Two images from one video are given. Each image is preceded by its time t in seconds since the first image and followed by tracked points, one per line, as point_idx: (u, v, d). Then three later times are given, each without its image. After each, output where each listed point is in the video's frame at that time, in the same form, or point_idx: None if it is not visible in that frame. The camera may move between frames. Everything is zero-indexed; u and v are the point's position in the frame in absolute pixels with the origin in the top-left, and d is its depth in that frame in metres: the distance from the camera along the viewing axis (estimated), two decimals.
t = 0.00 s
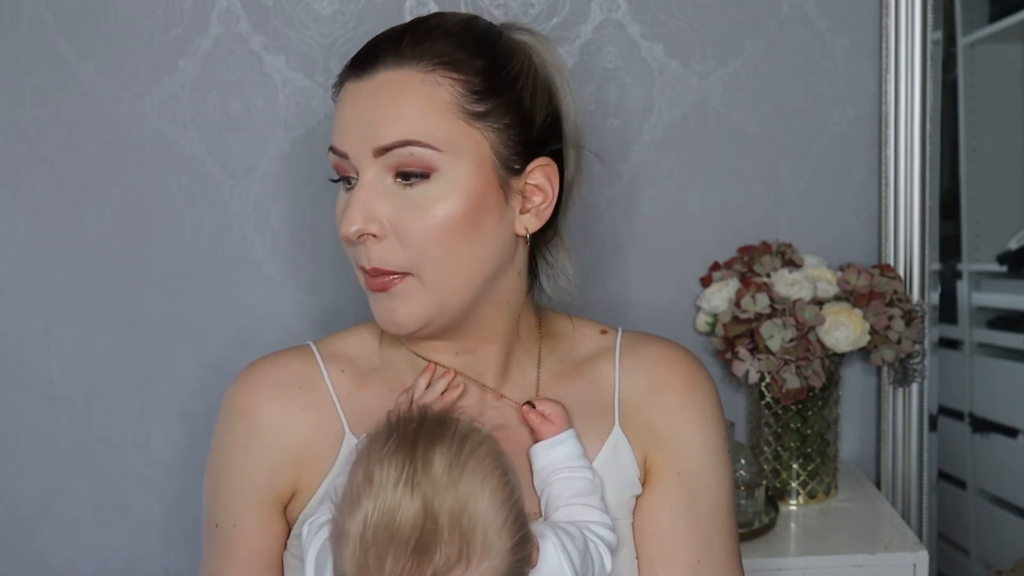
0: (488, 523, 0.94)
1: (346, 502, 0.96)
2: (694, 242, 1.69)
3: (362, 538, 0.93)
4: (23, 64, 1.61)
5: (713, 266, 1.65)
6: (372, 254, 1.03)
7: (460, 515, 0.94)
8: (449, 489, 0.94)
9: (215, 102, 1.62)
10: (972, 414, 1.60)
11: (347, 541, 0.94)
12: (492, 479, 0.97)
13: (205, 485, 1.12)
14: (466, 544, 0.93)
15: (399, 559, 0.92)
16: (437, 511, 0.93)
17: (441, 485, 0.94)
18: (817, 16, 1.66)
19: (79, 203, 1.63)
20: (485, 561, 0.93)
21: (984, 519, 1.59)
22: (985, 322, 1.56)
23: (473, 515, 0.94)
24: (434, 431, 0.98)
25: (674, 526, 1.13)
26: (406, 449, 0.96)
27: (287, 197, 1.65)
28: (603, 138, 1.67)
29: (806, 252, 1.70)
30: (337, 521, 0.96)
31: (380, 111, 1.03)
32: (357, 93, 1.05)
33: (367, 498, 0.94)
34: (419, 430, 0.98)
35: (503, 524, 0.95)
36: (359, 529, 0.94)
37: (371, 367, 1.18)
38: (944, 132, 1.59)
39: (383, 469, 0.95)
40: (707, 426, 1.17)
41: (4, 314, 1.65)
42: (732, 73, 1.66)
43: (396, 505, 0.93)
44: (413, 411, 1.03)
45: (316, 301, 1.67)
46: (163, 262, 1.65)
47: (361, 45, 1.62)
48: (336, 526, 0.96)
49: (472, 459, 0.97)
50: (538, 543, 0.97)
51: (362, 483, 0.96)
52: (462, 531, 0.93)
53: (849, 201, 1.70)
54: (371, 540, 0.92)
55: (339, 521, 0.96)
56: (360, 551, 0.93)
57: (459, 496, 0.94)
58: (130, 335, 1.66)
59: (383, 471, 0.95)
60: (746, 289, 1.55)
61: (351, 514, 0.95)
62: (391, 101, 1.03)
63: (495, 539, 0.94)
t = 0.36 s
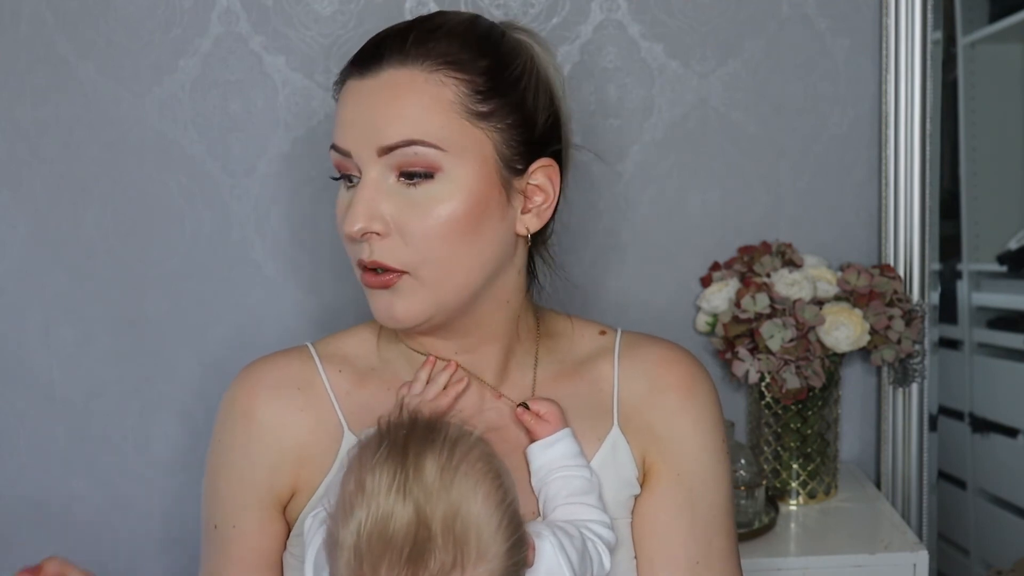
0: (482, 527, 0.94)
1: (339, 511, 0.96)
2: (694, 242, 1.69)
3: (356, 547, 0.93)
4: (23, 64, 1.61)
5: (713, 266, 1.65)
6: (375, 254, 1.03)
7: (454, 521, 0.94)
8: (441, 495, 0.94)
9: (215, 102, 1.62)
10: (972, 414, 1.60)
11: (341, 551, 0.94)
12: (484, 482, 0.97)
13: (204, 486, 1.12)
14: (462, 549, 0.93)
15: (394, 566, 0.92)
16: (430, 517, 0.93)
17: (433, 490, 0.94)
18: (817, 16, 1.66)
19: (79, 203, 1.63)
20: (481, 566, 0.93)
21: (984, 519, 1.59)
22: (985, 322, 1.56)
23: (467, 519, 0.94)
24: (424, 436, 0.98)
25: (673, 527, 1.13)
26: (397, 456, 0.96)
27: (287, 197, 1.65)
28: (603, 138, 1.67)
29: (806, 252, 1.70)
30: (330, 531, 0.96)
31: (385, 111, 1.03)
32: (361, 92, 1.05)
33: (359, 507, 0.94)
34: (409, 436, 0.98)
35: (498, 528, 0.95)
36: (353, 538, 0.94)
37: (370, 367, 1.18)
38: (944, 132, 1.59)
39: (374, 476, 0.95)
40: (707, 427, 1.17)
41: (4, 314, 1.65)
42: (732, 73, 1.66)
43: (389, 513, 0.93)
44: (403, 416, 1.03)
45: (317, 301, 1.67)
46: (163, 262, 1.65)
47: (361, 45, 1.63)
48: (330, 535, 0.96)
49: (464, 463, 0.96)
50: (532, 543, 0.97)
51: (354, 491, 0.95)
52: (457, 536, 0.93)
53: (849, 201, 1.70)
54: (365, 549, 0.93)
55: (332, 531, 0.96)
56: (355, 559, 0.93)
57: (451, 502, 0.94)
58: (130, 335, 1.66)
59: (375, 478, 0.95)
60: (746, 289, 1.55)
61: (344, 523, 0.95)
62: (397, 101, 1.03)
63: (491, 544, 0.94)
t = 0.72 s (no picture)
0: (476, 530, 0.94)
1: (334, 516, 0.97)
2: (694, 242, 1.69)
3: (350, 552, 0.94)
4: (23, 64, 1.61)
5: (713, 265, 1.65)
6: (378, 250, 1.03)
7: (448, 524, 0.94)
8: (434, 499, 0.94)
9: (215, 102, 1.62)
10: (972, 414, 1.60)
11: (336, 556, 0.95)
12: (478, 485, 0.96)
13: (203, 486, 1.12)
14: (456, 552, 0.93)
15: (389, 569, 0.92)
16: (424, 521, 0.93)
17: (426, 494, 0.94)
18: (817, 16, 1.66)
19: (79, 203, 1.63)
20: (475, 569, 0.93)
21: (984, 519, 1.59)
22: (985, 322, 1.56)
23: (460, 523, 0.94)
24: (418, 440, 0.98)
25: (673, 527, 1.13)
26: (390, 460, 0.96)
27: (287, 197, 1.65)
28: (603, 138, 1.67)
29: (806, 252, 1.70)
30: (326, 535, 0.97)
31: (389, 108, 1.03)
32: (365, 90, 1.05)
33: (354, 512, 0.95)
34: (402, 439, 0.98)
35: (493, 531, 0.94)
36: (347, 543, 0.94)
37: (370, 366, 1.18)
38: (944, 132, 1.59)
39: (368, 481, 0.95)
40: (707, 427, 1.17)
41: (3, 314, 1.65)
42: (732, 73, 1.66)
43: (383, 518, 0.93)
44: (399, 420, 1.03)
45: (317, 301, 1.67)
46: (163, 262, 1.65)
47: (361, 45, 1.63)
48: (326, 540, 0.97)
49: (457, 467, 0.96)
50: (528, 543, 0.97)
51: (349, 496, 0.96)
52: (450, 540, 0.93)
53: (849, 201, 1.70)
54: (360, 554, 0.93)
55: (328, 536, 0.96)
56: (350, 564, 0.93)
57: (444, 506, 0.94)
58: (130, 335, 1.66)
59: (368, 482, 0.95)
60: (746, 289, 1.55)
61: (338, 528, 0.95)
62: (401, 98, 1.03)
63: (485, 547, 0.94)
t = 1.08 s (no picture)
0: (485, 542, 0.95)
1: (340, 523, 0.97)
2: (694, 242, 1.69)
3: (358, 562, 0.94)
4: (23, 64, 1.61)
5: (713, 266, 1.65)
6: (384, 248, 1.03)
7: (457, 536, 0.94)
8: (444, 510, 0.95)
9: (215, 102, 1.62)
10: (972, 414, 1.60)
11: (343, 563, 0.95)
12: (488, 496, 0.96)
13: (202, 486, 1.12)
14: (464, 563, 0.94)
15: None
16: (433, 532, 0.94)
17: (435, 505, 0.95)
18: (817, 16, 1.66)
19: (79, 203, 1.63)
20: None
21: (984, 519, 1.59)
22: (985, 322, 1.56)
23: (468, 534, 0.94)
24: (427, 449, 0.97)
25: (673, 527, 1.13)
26: (399, 469, 0.96)
27: (287, 197, 1.65)
28: (603, 138, 1.67)
29: (806, 252, 1.70)
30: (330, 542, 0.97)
31: (396, 104, 1.03)
32: (369, 86, 1.05)
33: (362, 521, 0.95)
34: (411, 449, 0.97)
35: (501, 543, 0.95)
36: (354, 551, 0.95)
37: (369, 366, 1.18)
38: (944, 132, 1.59)
39: (376, 490, 0.95)
40: (707, 428, 1.17)
41: (4, 314, 1.65)
42: (732, 73, 1.66)
43: (392, 528, 0.94)
44: (405, 426, 1.03)
45: (317, 301, 1.67)
46: (163, 262, 1.65)
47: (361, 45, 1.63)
48: (330, 546, 0.97)
49: (466, 477, 0.96)
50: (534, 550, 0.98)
51: (357, 505, 0.96)
52: (458, 551, 0.94)
53: (849, 201, 1.70)
54: (367, 563, 0.94)
55: (332, 543, 0.97)
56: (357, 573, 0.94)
57: (453, 518, 0.95)
58: (130, 335, 1.66)
59: (377, 491, 0.95)
60: (746, 289, 1.56)
61: (345, 536, 0.96)
62: (407, 95, 1.03)
63: (492, 559, 0.94)
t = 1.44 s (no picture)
0: (492, 543, 0.94)
1: (345, 523, 0.97)
2: (694, 242, 1.69)
3: (364, 561, 0.94)
4: (23, 64, 1.61)
5: (713, 265, 1.65)
6: (496, 230, 1.06)
7: (464, 537, 0.94)
8: (449, 510, 0.94)
9: (215, 102, 1.62)
10: (972, 414, 1.60)
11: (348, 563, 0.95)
12: (493, 496, 0.96)
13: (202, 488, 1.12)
14: (469, 565, 0.93)
15: None
16: (439, 532, 0.94)
17: (441, 505, 0.94)
18: (817, 16, 1.66)
19: (79, 203, 1.63)
20: None
21: (984, 519, 1.59)
22: (985, 322, 1.56)
23: (474, 536, 0.94)
24: (433, 449, 0.97)
25: (672, 527, 1.13)
26: (404, 469, 0.96)
27: (287, 198, 1.65)
28: (602, 138, 1.67)
29: (806, 252, 1.70)
30: (336, 542, 0.97)
31: (510, 94, 1.10)
32: (475, 73, 1.10)
33: (367, 520, 0.95)
34: (417, 448, 0.98)
35: (506, 545, 0.94)
36: (360, 551, 0.95)
37: (368, 367, 1.18)
38: (944, 132, 1.59)
39: (381, 488, 0.95)
40: (707, 427, 1.16)
41: (3, 314, 1.65)
42: (732, 73, 1.66)
43: (397, 527, 0.94)
44: (411, 426, 1.03)
45: (317, 301, 1.67)
46: (163, 262, 1.65)
47: (361, 45, 1.63)
48: (335, 545, 0.97)
49: (472, 478, 0.96)
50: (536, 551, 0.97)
51: (362, 504, 0.96)
52: (465, 552, 0.93)
53: (849, 201, 1.70)
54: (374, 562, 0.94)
55: (338, 542, 0.97)
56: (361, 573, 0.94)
57: (460, 518, 0.94)
58: (130, 335, 1.66)
59: (383, 490, 0.95)
60: (746, 289, 1.56)
61: (351, 536, 0.96)
62: (517, 86, 1.11)
63: (498, 561, 0.94)
